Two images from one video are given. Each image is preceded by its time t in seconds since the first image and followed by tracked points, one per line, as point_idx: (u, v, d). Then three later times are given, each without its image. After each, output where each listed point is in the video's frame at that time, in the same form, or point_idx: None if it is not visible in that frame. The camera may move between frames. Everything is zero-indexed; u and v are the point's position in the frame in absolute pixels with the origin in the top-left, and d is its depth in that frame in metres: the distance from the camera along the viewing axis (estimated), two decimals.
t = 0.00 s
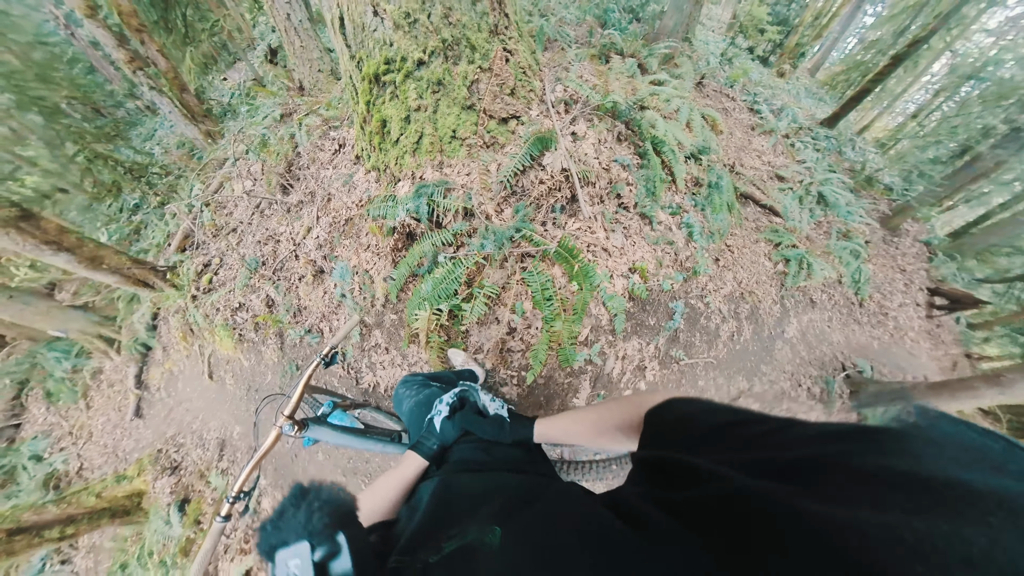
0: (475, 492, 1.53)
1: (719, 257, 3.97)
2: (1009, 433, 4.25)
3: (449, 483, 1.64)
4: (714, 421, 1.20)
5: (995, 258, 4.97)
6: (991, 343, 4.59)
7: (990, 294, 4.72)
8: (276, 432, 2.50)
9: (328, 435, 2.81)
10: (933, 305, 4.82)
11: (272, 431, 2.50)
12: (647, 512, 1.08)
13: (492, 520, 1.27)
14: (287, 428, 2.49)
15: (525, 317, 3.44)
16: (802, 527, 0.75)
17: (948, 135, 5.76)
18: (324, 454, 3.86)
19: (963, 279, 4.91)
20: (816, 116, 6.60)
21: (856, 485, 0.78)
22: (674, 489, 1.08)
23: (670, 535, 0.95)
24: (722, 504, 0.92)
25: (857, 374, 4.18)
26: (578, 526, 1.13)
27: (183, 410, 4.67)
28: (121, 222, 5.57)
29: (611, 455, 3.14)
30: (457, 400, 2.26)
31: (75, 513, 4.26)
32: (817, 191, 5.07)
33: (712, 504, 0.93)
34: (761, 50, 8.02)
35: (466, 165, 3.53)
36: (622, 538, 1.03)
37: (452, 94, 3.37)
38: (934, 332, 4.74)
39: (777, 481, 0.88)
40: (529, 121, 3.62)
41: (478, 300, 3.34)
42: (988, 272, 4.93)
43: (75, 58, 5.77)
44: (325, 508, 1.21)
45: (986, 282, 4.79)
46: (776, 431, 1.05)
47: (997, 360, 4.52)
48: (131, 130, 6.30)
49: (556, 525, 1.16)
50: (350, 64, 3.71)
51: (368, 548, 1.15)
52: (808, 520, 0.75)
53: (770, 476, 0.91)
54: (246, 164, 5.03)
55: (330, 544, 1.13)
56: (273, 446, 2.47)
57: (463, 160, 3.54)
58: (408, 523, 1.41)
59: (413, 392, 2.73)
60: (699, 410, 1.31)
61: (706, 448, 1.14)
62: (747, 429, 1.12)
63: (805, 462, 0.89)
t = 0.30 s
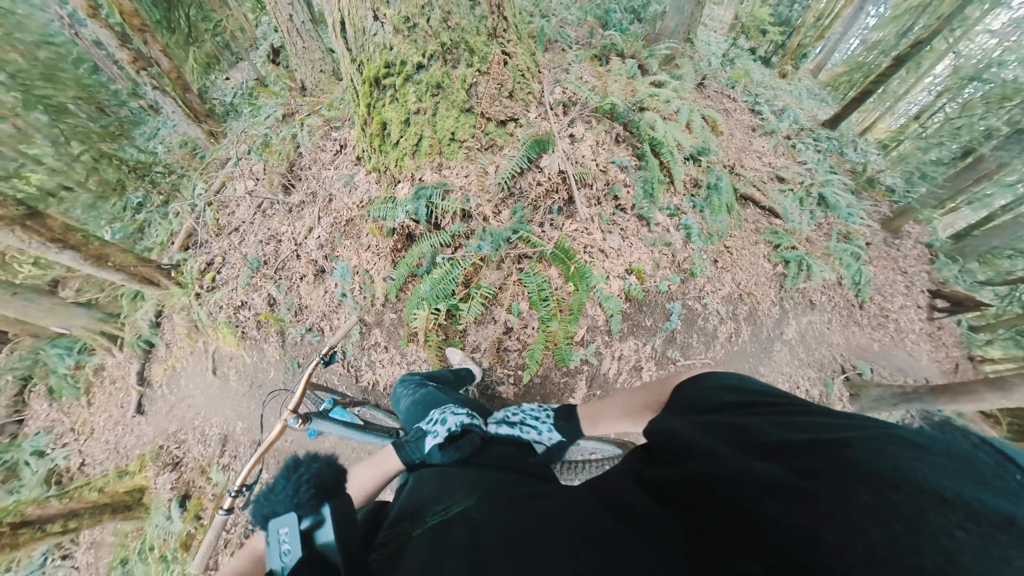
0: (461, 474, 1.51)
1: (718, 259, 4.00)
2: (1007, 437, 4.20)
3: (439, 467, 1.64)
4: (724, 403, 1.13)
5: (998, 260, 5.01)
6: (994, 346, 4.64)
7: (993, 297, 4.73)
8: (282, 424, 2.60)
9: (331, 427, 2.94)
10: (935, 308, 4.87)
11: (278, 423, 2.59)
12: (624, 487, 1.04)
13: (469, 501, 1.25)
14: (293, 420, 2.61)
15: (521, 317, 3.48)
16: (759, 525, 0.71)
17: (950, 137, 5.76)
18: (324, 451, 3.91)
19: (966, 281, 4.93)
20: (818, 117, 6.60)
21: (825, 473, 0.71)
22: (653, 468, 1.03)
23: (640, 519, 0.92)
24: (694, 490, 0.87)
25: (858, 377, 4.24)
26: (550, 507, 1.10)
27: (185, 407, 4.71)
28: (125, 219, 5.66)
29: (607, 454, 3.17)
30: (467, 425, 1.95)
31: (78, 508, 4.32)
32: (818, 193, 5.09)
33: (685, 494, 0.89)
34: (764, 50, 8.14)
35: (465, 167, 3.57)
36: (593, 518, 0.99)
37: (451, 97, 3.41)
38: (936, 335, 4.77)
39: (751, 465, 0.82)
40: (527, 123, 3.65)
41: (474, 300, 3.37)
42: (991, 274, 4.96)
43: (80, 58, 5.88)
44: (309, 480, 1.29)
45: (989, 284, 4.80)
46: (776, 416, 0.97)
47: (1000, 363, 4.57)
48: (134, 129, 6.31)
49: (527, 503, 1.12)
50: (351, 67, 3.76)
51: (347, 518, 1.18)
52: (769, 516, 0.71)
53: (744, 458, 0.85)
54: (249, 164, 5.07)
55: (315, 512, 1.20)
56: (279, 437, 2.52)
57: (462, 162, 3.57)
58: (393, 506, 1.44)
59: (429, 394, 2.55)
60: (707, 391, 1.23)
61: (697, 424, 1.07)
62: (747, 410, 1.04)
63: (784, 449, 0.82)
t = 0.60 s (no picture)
0: (471, 476, 1.54)
1: (719, 258, 4.01)
2: (1009, 439, 4.21)
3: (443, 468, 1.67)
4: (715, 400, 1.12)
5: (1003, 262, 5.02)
6: (997, 349, 4.68)
7: (996, 299, 4.75)
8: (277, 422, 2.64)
9: (327, 425, 2.95)
10: (937, 309, 4.87)
11: (273, 420, 2.60)
12: (627, 495, 1.02)
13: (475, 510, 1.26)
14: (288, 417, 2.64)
15: (521, 313, 3.49)
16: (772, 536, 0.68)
17: (954, 138, 5.74)
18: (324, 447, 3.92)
19: (969, 283, 4.94)
20: (820, 117, 6.59)
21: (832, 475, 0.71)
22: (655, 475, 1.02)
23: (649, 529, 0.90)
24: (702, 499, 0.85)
25: (859, 377, 4.23)
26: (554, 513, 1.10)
27: (186, 403, 4.74)
28: (127, 218, 5.64)
29: (607, 452, 3.18)
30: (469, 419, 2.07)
31: (80, 502, 4.35)
32: (820, 192, 5.08)
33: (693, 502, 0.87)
34: (767, 50, 7.98)
35: (466, 164, 3.58)
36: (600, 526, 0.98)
37: (452, 94, 3.42)
38: (937, 336, 4.78)
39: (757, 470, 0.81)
40: (528, 121, 3.66)
41: (475, 296, 3.39)
42: (994, 275, 4.99)
43: (83, 57, 5.90)
44: (324, 477, 1.36)
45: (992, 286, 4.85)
46: (771, 415, 0.97)
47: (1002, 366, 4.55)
48: (138, 128, 6.34)
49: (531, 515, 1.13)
50: (354, 66, 3.78)
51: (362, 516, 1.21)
52: (778, 520, 0.69)
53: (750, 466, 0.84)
54: (251, 162, 5.09)
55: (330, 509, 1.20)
56: (275, 434, 2.54)
57: (462, 159, 3.58)
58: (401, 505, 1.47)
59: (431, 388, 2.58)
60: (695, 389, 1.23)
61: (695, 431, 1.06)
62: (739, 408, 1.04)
63: (786, 452, 0.80)
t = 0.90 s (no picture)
0: (474, 475, 1.51)
1: (722, 257, 3.98)
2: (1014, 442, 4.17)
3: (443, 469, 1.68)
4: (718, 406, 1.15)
5: (1006, 264, 4.83)
6: (999, 351, 4.55)
7: (999, 300, 4.68)
8: (271, 427, 2.60)
9: (323, 430, 2.90)
10: (940, 311, 4.83)
11: (266, 426, 2.56)
12: (650, 492, 1.03)
13: (484, 514, 1.25)
14: (280, 422, 2.60)
15: (525, 311, 3.47)
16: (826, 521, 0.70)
17: (958, 138, 5.71)
18: (325, 446, 3.91)
19: (973, 284, 4.91)
20: (823, 117, 6.55)
21: (861, 477, 0.73)
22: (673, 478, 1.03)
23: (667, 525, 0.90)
24: (727, 499, 0.85)
25: (862, 379, 4.18)
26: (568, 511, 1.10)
27: (187, 402, 4.72)
28: (127, 216, 5.65)
29: (610, 453, 3.16)
30: (474, 406, 2.15)
31: (80, 500, 4.34)
32: (823, 193, 5.07)
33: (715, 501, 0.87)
34: (768, 50, 7.83)
35: (468, 161, 3.55)
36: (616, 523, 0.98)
37: (455, 91, 3.40)
38: (941, 337, 4.74)
39: (780, 470, 0.83)
40: (531, 118, 3.64)
41: (477, 294, 3.36)
42: (997, 277, 4.84)
43: (85, 57, 5.78)
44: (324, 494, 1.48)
45: (996, 288, 4.77)
46: (786, 415, 1.01)
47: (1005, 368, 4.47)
48: (139, 126, 6.32)
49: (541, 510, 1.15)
50: (356, 63, 3.76)
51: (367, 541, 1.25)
52: (830, 502, 0.71)
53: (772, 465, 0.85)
54: (253, 161, 5.08)
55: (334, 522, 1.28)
56: (268, 439, 2.50)
57: (465, 156, 3.56)
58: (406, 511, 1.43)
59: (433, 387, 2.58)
60: (693, 396, 1.25)
61: (706, 432, 1.08)
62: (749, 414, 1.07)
63: (818, 445, 0.85)
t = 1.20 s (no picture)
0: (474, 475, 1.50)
1: (723, 258, 3.97)
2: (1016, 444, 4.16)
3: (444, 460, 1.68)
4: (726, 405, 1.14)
5: (1008, 265, 4.74)
6: (1000, 352, 4.49)
7: (1001, 302, 4.61)
8: (270, 426, 2.58)
9: (322, 430, 2.90)
10: (941, 312, 4.82)
11: (266, 425, 2.56)
12: (659, 495, 1.01)
13: (485, 516, 1.25)
14: (280, 423, 2.60)
15: (525, 311, 3.47)
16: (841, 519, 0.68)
17: (960, 138, 5.69)
18: (324, 445, 3.91)
19: (975, 285, 4.89)
20: (824, 118, 6.53)
21: (868, 471, 0.72)
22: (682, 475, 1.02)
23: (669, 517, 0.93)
24: (729, 496, 0.86)
25: (863, 380, 4.18)
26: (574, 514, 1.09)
27: (187, 401, 4.72)
28: (128, 215, 5.66)
29: (610, 453, 3.22)
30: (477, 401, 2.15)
31: (81, 498, 4.31)
32: (824, 194, 5.07)
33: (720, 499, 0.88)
34: (772, 49, 7.90)
35: (469, 161, 3.55)
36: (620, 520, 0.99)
37: (456, 91, 3.39)
38: (942, 338, 4.73)
39: (787, 467, 0.83)
40: (532, 118, 3.63)
41: (477, 293, 3.36)
42: (998, 278, 4.77)
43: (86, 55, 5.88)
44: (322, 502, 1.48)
45: (997, 289, 4.71)
46: (794, 412, 1.00)
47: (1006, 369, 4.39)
48: (140, 126, 6.31)
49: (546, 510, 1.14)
50: (356, 62, 3.76)
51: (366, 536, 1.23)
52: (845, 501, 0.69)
53: (782, 463, 0.85)
54: (253, 160, 5.07)
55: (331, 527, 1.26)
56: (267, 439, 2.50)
57: (466, 156, 3.56)
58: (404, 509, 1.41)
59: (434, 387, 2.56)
60: (702, 397, 1.24)
61: (716, 433, 1.07)
62: (757, 413, 1.06)
63: (828, 442, 0.84)
